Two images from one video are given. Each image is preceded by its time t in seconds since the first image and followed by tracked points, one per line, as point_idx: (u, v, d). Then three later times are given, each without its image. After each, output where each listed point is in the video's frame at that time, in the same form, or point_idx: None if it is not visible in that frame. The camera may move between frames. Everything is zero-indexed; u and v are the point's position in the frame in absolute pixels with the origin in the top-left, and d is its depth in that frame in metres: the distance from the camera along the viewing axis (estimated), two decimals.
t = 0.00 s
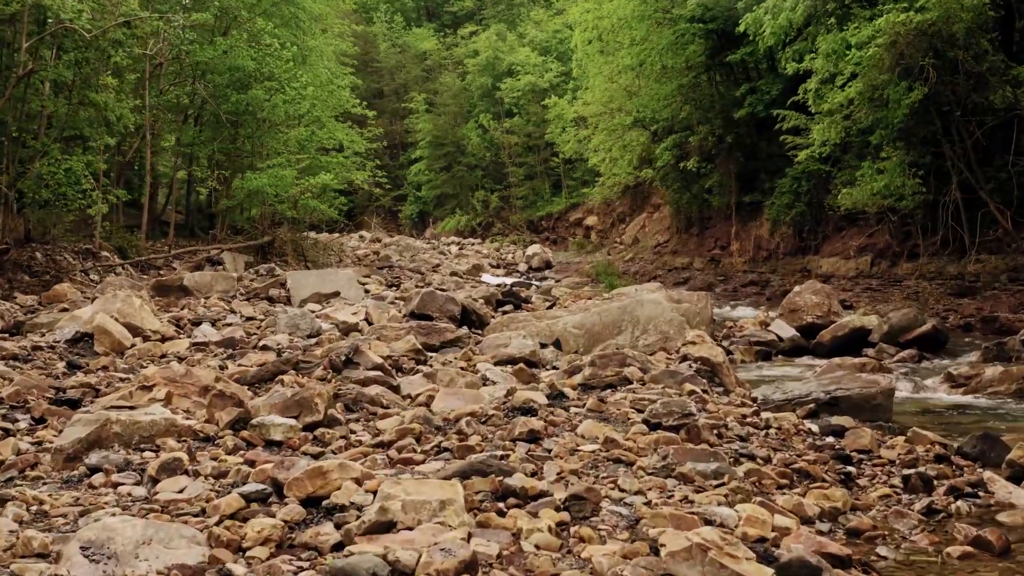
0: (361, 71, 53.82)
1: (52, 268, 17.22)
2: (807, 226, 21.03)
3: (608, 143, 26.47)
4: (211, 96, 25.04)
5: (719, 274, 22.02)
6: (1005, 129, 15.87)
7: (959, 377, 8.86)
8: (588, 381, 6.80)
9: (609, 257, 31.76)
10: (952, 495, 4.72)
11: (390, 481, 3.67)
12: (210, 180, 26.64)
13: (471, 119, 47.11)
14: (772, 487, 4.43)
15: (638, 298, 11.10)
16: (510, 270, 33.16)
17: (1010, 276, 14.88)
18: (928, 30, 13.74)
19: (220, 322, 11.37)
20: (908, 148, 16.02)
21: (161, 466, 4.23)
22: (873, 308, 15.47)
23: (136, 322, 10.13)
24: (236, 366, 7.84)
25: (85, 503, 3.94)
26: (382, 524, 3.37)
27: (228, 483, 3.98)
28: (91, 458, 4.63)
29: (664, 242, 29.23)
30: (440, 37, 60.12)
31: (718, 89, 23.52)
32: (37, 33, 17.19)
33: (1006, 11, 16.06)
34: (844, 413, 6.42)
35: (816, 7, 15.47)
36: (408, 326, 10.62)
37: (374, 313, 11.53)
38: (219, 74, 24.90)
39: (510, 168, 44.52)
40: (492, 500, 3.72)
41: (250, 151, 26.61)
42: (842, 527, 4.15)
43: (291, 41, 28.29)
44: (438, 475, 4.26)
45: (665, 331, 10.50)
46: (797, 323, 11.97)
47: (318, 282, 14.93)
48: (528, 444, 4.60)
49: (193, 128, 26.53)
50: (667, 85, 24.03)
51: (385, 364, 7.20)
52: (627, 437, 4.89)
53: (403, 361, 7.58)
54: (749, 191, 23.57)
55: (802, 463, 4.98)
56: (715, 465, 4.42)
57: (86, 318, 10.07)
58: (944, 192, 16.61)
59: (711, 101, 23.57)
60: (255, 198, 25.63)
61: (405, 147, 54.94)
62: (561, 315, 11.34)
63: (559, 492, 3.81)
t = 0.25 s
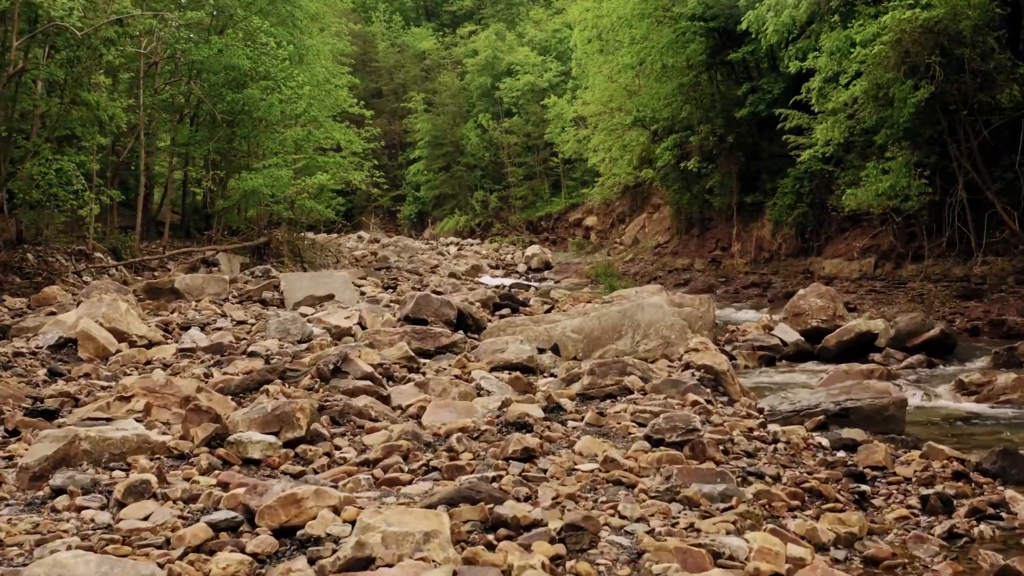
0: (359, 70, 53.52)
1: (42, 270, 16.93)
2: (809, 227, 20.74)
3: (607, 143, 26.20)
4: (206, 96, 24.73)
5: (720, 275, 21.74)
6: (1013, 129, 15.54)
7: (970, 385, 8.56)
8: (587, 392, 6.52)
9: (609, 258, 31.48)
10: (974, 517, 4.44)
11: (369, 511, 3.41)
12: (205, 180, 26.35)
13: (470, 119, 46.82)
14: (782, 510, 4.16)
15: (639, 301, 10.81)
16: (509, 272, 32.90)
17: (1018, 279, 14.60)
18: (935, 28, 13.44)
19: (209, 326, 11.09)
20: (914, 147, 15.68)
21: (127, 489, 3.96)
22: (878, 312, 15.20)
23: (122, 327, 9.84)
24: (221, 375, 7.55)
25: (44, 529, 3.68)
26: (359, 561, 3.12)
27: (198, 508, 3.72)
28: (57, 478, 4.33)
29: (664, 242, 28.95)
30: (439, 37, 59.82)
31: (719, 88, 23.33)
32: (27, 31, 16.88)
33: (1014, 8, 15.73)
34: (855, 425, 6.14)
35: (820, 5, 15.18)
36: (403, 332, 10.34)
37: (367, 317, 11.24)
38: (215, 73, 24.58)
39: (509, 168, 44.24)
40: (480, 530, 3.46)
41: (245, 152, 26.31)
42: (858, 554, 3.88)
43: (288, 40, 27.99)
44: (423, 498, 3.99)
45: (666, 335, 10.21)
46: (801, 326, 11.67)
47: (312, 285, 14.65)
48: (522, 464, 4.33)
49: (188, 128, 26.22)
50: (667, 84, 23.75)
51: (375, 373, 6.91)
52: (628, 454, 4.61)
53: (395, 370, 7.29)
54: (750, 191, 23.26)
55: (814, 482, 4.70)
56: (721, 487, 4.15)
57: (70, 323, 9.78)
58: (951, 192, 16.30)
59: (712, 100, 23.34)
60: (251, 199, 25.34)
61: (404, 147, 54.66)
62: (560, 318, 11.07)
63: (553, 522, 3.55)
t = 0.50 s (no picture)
0: (357, 70, 53.25)
1: (32, 272, 16.66)
2: (811, 228, 20.46)
3: (607, 143, 25.92)
4: (200, 96, 24.42)
5: (721, 277, 21.46)
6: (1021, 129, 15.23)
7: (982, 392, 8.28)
8: (585, 403, 6.24)
9: (608, 259, 31.20)
10: (998, 543, 4.16)
11: (345, 546, 3.15)
12: (200, 181, 26.07)
13: (469, 119, 46.55)
14: (793, 536, 3.89)
15: (639, 306, 10.52)
16: (508, 273, 32.62)
17: None
18: (941, 25, 13.13)
19: (197, 331, 10.80)
20: (919, 147, 15.38)
21: (89, 514, 3.67)
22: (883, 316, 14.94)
23: (107, 332, 9.55)
24: (206, 383, 7.27)
25: None
26: None
27: (162, 539, 3.47)
28: (17, 500, 4.05)
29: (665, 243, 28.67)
30: (438, 36, 59.55)
31: (720, 87, 23.05)
32: (17, 29, 16.60)
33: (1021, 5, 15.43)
34: (866, 438, 5.85)
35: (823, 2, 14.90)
36: (396, 336, 10.05)
37: (360, 322, 10.96)
38: (210, 72, 24.31)
39: (508, 168, 43.98)
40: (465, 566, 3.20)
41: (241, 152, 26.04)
42: None
43: (284, 39, 27.72)
44: (408, 525, 3.71)
45: (667, 341, 9.92)
46: (805, 331, 11.39)
47: (305, 287, 14.38)
48: (516, 486, 4.05)
49: (183, 128, 25.92)
50: (667, 83, 23.47)
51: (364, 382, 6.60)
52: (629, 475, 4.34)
53: (386, 378, 7.00)
54: (752, 192, 22.98)
55: (826, 503, 4.43)
56: (728, 511, 3.88)
57: (54, 328, 9.49)
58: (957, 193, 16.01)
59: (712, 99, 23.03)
60: (246, 199, 25.04)
61: (403, 147, 54.39)
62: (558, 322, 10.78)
63: (545, 556, 3.29)
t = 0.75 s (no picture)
0: (355, 70, 52.95)
1: (22, 274, 16.38)
2: (814, 229, 20.16)
3: (607, 142, 25.62)
4: (195, 95, 24.11)
5: (722, 279, 21.19)
6: None
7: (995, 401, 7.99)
8: (584, 416, 5.95)
9: (608, 259, 30.92)
10: None
11: None
12: (195, 181, 25.78)
13: (467, 119, 46.27)
14: (806, 567, 3.61)
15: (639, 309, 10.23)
16: (507, 273, 32.35)
17: None
18: (948, 22, 12.82)
19: (185, 336, 10.51)
20: (925, 147, 15.04)
21: (44, 544, 3.40)
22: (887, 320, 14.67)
23: (91, 337, 9.25)
24: (190, 393, 6.97)
25: None
26: None
27: None
28: None
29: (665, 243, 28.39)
30: (437, 35, 59.25)
31: (720, 87, 22.78)
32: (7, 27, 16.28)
33: None
34: (879, 452, 5.57)
35: None
36: (389, 342, 9.77)
37: (353, 327, 10.67)
38: (204, 71, 23.99)
39: (507, 168, 43.69)
40: None
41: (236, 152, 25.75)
42: None
43: (280, 37, 27.40)
44: (390, 556, 3.44)
45: (669, 346, 9.63)
46: (810, 335, 11.09)
47: (298, 290, 14.09)
48: (507, 512, 3.77)
49: (177, 128, 25.62)
50: (667, 82, 23.18)
51: (352, 393, 6.32)
52: (630, 497, 4.06)
53: (376, 388, 6.71)
54: (753, 193, 22.69)
55: (840, 527, 4.14)
56: (736, 541, 3.60)
57: (36, 334, 9.19)
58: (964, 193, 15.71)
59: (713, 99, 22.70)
60: (241, 200, 24.74)
61: (401, 147, 54.12)
62: (557, 326, 10.50)
63: None
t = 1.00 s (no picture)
0: (354, 70, 52.67)
1: (12, 275, 16.09)
2: (816, 230, 19.89)
3: (606, 142, 25.35)
4: (190, 94, 23.82)
5: (723, 280, 20.92)
6: None
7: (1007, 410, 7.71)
8: (583, 429, 5.68)
9: (607, 260, 30.64)
10: None
11: None
12: (190, 182, 25.50)
13: (466, 119, 46.00)
14: None
15: (640, 314, 9.93)
16: (506, 274, 32.09)
17: None
18: (955, 19, 12.53)
19: (172, 342, 10.24)
20: (931, 147, 14.76)
21: None
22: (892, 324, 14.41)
23: (73, 343, 8.98)
24: (172, 404, 6.70)
25: None
26: None
27: None
28: None
29: (665, 243, 28.09)
30: (437, 35, 58.96)
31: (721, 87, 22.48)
32: None
33: None
34: (892, 468, 5.29)
35: None
36: (382, 347, 9.50)
37: (346, 332, 10.39)
38: (199, 71, 23.70)
39: (506, 168, 43.43)
40: None
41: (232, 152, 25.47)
42: None
43: (276, 36, 27.12)
44: None
45: (670, 351, 9.34)
46: (814, 340, 10.81)
47: (291, 292, 13.81)
48: (499, 545, 3.50)
49: (172, 127, 25.33)
50: (667, 81, 22.90)
51: (339, 404, 6.04)
52: (630, 524, 3.79)
53: (365, 399, 6.43)
54: (755, 193, 22.42)
55: (853, 554, 3.86)
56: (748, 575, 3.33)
57: (16, 339, 8.92)
58: (971, 194, 15.43)
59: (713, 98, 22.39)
60: (236, 200, 24.45)
61: (400, 147, 53.84)
62: (555, 331, 10.22)
63: None
